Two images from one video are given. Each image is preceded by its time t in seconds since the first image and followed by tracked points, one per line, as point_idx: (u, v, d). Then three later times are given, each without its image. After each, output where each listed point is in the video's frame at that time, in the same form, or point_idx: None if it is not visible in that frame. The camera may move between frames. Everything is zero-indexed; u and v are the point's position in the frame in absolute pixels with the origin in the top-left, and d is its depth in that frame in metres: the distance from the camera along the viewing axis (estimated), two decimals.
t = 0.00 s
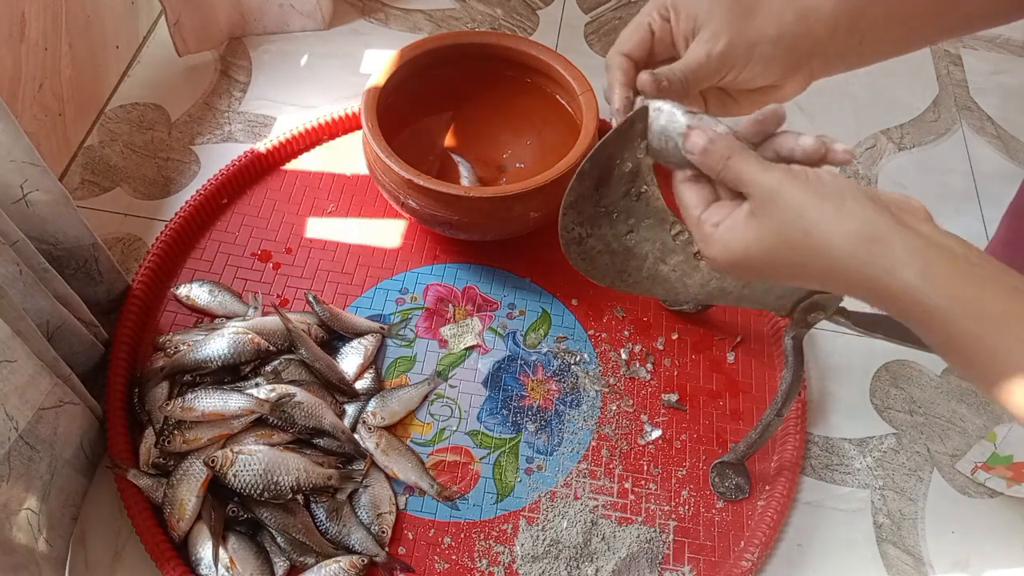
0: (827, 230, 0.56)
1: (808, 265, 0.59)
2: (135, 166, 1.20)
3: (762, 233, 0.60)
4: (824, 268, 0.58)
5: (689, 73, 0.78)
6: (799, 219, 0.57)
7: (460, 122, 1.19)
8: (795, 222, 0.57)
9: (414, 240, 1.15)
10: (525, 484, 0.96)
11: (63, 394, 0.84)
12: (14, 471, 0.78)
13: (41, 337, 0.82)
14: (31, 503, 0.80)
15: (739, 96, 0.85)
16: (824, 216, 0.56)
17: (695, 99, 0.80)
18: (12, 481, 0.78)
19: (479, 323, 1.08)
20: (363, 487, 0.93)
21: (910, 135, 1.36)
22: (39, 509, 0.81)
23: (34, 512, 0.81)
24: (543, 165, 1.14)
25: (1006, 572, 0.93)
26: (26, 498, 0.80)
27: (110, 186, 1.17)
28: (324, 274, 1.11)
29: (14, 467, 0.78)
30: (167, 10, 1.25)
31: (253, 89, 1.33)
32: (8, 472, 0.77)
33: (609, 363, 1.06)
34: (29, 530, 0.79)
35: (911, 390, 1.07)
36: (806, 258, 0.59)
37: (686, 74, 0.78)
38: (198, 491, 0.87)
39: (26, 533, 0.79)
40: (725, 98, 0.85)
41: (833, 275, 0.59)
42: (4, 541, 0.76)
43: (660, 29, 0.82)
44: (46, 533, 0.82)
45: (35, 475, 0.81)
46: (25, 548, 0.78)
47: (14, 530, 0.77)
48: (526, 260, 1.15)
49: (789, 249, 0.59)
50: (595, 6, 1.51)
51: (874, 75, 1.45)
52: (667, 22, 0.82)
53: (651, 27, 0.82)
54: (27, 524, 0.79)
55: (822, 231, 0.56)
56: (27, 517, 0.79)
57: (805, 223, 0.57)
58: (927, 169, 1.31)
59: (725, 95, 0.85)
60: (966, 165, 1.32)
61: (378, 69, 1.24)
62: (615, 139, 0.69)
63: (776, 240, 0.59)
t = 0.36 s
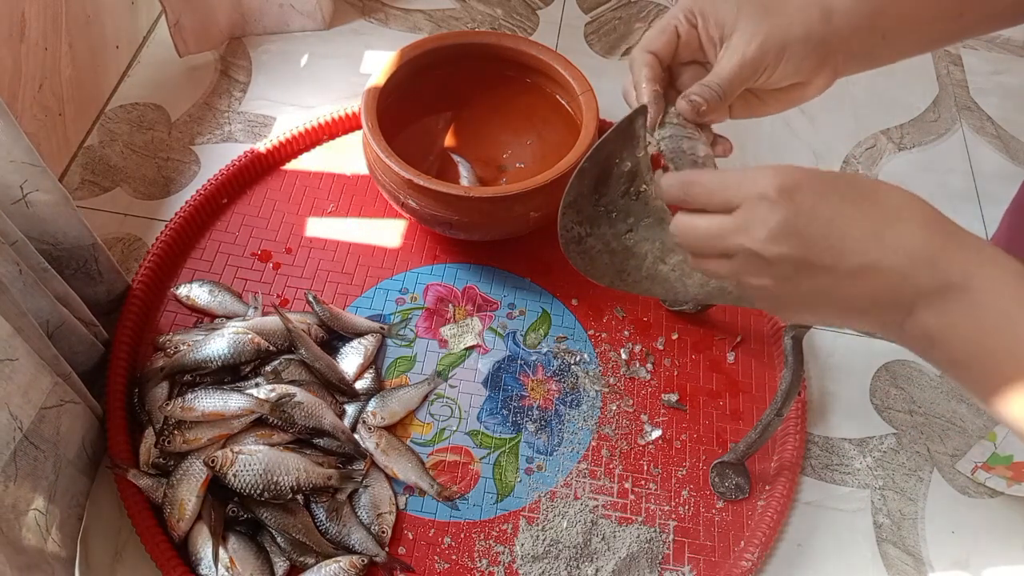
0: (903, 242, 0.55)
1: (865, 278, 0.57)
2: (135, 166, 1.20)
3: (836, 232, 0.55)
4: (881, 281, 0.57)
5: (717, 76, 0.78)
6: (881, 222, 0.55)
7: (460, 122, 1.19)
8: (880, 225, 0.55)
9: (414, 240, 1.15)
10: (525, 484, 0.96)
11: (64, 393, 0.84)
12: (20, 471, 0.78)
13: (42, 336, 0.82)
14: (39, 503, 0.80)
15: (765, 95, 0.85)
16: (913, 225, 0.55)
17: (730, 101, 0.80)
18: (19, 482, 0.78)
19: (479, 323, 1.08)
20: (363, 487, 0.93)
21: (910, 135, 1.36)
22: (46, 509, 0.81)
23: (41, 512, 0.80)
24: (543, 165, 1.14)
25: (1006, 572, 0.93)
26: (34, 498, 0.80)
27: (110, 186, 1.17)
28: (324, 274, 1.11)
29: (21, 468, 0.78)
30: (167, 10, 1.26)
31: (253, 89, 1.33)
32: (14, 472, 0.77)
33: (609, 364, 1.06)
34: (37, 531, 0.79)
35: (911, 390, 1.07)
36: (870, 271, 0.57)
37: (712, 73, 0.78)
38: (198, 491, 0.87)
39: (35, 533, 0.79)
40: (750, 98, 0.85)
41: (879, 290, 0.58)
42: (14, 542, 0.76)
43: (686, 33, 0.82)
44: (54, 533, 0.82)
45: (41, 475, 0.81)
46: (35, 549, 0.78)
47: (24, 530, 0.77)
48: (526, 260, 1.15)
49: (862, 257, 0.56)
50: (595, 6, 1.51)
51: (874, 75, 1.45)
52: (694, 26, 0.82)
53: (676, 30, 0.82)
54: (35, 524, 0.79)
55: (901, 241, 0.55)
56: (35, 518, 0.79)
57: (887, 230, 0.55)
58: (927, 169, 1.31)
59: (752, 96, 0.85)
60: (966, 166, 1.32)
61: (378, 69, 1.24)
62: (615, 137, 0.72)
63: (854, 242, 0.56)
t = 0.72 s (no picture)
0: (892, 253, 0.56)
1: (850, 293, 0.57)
2: (135, 166, 1.20)
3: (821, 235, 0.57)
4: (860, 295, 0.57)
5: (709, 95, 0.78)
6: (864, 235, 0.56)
7: (460, 122, 1.19)
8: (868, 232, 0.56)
9: (414, 240, 1.15)
10: (525, 483, 0.96)
11: (64, 393, 0.84)
12: (25, 472, 0.78)
13: (42, 336, 0.82)
14: (46, 504, 0.80)
15: (755, 115, 0.86)
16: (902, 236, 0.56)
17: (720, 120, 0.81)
18: (24, 482, 0.78)
19: (479, 323, 1.08)
20: (363, 487, 0.93)
21: (910, 135, 1.36)
22: (53, 509, 0.81)
23: (49, 513, 0.80)
24: (543, 165, 1.14)
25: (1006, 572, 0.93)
26: (40, 499, 0.79)
27: (110, 186, 1.17)
28: (324, 274, 1.11)
29: (26, 468, 0.78)
30: (167, 11, 1.26)
31: (252, 89, 1.33)
32: (19, 474, 0.77)
33: (609, 363, 1.06)
34: (47, 531, 0.79)
35: (911, 390, 1.07)
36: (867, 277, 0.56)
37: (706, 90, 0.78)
38: (199, 491, 0.87)
39: (44, 534, 0.79)
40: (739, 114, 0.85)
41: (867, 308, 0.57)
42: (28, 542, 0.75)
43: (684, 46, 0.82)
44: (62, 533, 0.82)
45: (45, 475, 0.81)
46: (48, 550, 0.78)
47: (34, 530, 0.77)
48: (526, 260, 1.15)
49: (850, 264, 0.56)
50: (595, 6, 1.51)
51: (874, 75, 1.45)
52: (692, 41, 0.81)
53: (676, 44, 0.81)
54: (44, 525, 0.79)
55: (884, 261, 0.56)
56: (43, 519, 0.79)
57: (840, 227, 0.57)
58: (927, 169, 1.31)
59: (742, 113, 0.85)
60: (966, 165, 1.32)
61: (378, 69, 1.24)
62: (613, 141, 0.72)
63: (833, 258, 0.57)
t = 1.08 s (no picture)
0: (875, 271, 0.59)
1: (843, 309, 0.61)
2: (135, 166, 1.20)
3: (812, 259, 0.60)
4: (852, 314, 0.61)
5: (720, 93, 0.77)
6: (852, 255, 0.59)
7: (460, 122, 1.19)
8: (851, 255, 0.59)
9: (414, 240, 1.15)
10: (525, 484, 0.96)
11: (62, 394, 0.84)
12: (7, 471, 0.78)
13: (41, 338, 0.82)
14: (25, 502, 0.80)
15: (765, 115, 0.85)
16: (882, 254, 0.59)
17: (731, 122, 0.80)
18: (6, 481, 0.78)
19: (479, 323, 1.08)
20: (363, 487, 0.93)
21: (910, 135, 1.36)
22: (33, 508, 0.81)
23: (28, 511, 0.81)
24: (543, 165, 1.14)
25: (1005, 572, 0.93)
26: (20, 497, 0.80)
27: (110, 186, 1.17)
28: (324, 274, 1.11)
29: (8, 467, 0.78)
30: (167, 10, 1.26)
31: (253, 89, 1.33)
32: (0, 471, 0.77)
33: (609, 363, 1.06)
34: (22, 529, 0.79)
35: (911, 390, 1.07)
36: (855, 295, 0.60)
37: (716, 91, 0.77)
38: (198, 491, 0.87)
39: (19, 532, 0.79)
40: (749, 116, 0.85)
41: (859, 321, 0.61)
42: None
43: (689, 55, 0.81)
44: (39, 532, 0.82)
45: (30, 474, 0.81)
46: (19, 548, 0.78)
47: (8, 528, 0.77)
48: (526, 260, 1.15)
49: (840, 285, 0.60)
50: (595, 6, 1.51)
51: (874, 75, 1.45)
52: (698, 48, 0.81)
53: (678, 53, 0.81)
54: (21, 523, 0.79)
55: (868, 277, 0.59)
56: (20, 517, 0.79)
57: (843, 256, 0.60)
58: (927, 169, 1.31)
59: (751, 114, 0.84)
60: (965, 165, 1.32)
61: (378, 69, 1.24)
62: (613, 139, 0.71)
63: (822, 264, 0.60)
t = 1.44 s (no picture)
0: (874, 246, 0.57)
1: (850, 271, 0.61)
2: (135, 166, 1.20)
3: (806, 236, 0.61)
4: (855, 276, 0.61)
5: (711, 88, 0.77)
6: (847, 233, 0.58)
7: (460, 122, 1.19)
8: (843, 232, 0.58)
9: (414, 240, 1.15)
10: (525, 483, 0.96)
11: (61, 394, 0.84)
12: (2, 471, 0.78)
13: (41, 337, 0.82)
14: (18, 501, 0.80)
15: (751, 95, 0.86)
16: (876, 233, 0.56)
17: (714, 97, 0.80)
18: None
19: (479, 323, 1.08)
20: (363, 486, 0.93)
21: (910, 135, 1.36)
22: (26, 506, 0.81)
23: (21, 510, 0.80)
24: (543, 165, 1.14)
25: (1006, 572, 0.93)
26: (12, 496, 0.79)
27: (110, 186, 1.17)
28: (324, 274, 1.11)
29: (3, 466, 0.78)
30: (167, 11, 1.26)
31: (253, 89, 1.33)
32: None
33: (609, 363, 1.06)
34: (14, 528, 0.79)
35: (911, 390, 1.07)
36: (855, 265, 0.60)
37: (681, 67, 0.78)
38: (198, 491, 0.87)
39: (8, 531, 0.79)
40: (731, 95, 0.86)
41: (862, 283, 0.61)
42: None
43: (668, 36, 0.80)
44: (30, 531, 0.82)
45: (25, 474, 0.81)
46: (5, 547, 0.78)
47: None
48: (526, 260, 1.15)
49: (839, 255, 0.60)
50: (595, 6, 1.51)
51: (874, 75, 1.45)
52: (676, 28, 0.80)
53: (658, 34, 0.80)
54: (12, 521, 0.79)
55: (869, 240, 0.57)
56: (13, 515, 0.79)
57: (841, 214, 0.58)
58: (927, 169, 1.31)
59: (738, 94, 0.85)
60: (966, 165, 1.32)
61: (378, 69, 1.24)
62: (613, 140, 0.69)
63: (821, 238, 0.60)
